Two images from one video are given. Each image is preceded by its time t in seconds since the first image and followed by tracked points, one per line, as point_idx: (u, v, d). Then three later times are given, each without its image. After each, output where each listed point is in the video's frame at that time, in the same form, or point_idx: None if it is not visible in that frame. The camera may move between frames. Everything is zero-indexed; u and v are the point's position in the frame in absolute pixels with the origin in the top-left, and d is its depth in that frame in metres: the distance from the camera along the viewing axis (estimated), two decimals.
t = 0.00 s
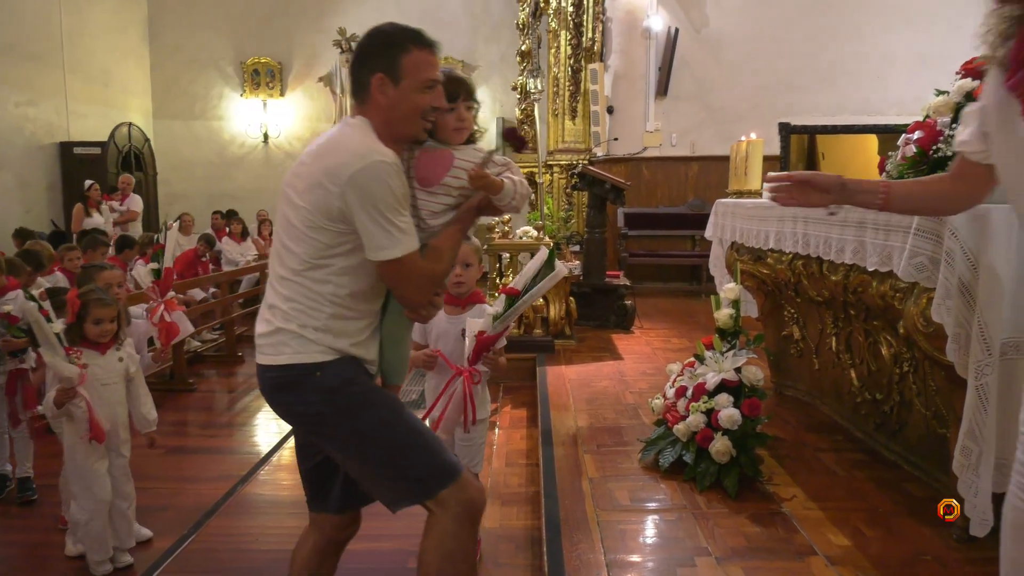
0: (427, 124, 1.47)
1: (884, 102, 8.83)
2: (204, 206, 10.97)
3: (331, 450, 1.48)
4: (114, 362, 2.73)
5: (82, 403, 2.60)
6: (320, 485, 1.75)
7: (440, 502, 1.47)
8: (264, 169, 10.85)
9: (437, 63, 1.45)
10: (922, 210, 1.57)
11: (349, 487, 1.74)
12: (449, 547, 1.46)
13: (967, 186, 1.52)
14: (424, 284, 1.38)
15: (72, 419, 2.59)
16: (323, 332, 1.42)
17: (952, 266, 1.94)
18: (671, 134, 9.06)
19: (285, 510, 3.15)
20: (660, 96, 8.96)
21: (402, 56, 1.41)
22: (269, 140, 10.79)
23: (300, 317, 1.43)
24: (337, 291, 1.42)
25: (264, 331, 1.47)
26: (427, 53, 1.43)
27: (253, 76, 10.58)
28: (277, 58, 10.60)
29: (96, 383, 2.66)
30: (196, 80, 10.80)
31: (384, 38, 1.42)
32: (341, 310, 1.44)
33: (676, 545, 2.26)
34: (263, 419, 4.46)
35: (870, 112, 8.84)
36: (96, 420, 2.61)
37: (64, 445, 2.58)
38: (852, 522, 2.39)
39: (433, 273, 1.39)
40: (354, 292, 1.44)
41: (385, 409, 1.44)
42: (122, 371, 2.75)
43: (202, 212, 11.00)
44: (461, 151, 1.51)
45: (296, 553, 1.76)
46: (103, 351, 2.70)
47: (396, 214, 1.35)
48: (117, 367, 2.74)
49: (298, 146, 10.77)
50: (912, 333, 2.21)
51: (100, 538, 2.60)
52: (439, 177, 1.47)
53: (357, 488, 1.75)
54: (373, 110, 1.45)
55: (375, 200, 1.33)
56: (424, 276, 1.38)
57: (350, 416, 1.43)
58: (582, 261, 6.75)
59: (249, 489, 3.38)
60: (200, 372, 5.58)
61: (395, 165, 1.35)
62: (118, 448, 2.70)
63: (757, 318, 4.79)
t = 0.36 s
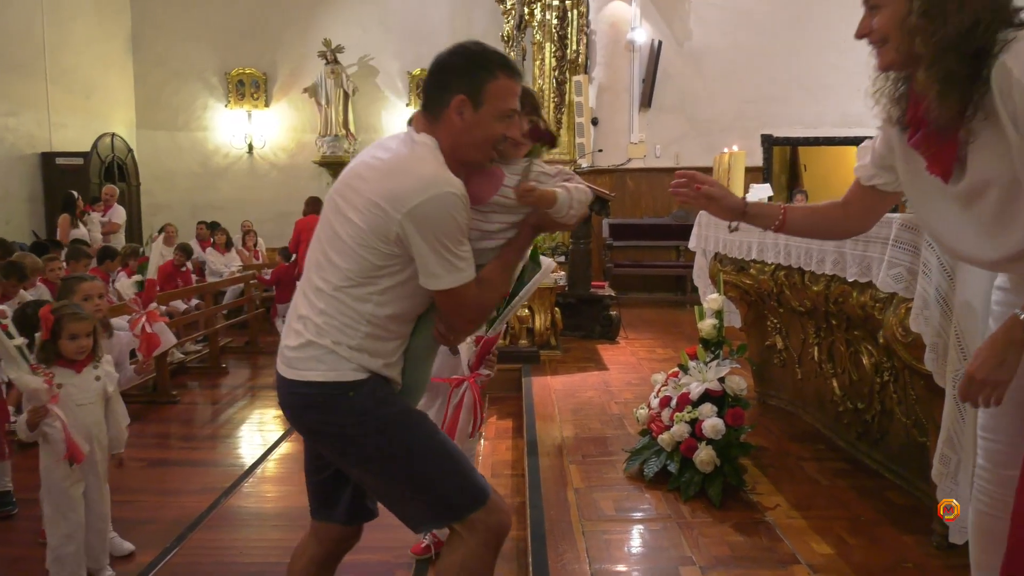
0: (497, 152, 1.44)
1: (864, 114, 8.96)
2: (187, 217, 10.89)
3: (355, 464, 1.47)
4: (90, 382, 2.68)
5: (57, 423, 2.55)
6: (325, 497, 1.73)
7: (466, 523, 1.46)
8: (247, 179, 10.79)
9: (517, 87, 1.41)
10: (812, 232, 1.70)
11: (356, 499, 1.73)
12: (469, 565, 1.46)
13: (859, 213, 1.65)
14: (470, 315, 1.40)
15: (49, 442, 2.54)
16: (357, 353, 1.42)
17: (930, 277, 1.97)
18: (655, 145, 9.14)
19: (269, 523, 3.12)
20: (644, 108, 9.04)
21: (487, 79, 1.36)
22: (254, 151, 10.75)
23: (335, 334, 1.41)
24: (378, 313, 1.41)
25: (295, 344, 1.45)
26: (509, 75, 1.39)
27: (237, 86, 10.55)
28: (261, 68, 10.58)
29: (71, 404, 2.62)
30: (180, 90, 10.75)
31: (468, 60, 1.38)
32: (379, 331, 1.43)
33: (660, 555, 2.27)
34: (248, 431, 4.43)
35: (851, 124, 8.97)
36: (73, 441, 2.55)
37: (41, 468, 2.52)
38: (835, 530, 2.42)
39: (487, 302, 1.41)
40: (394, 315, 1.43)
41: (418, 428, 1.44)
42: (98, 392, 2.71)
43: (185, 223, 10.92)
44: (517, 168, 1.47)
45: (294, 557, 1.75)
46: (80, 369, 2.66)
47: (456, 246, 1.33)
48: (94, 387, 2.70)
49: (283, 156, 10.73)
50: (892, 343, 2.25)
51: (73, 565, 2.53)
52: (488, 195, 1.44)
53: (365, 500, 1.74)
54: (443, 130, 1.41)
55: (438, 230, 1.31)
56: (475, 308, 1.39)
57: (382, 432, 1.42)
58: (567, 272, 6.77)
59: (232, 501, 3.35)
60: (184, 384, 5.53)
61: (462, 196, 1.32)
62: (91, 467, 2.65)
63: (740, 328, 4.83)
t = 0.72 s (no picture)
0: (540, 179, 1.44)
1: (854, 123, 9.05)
2: (177, 223, 10.84)
3: (369, 478, 1.47)
4: (71, 391, 2.68)
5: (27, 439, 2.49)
6: (329, 507, 1.73)
7: (479, 538, 1.47)
8: (239, 186, 10.76)
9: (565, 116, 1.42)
10: (775, 255, 1.78)
11: (361, 510, 1.72)
12: None
13: (819, 237, 1.77)
14: (513, 338, 1.40)
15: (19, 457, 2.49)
16: (379, 370, 1.42)
17: (919, 285, 2.00)
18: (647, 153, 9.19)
19: (261, 530, 3.11)
20: (635, 116, 9.08)
21: (540, 108, 1.37)
22: (245, 158, 10.73)
23: (354, 352, 1.41)
24: (401, 332, 1.41)
25: (314, 358, 1.45)
26: (560, 104, 1.39)
27: (229, 93, 10.54)
28: (253, 75, 10.57)
29: (50, 415, 2.62)
30: (171, 96, 10.73)
31: (522, 87, 1.37)
32: (399, 350, 1.43)
33: (652, 562, 2.27)
34: (239, 439, 4.41)
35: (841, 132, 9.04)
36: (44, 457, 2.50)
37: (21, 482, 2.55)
38: (827, 537, 2.42)
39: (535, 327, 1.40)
40: (418, 335, 1.43)
41: (435, 445, 1.45)
42: (79, 400, 2.70)
43: (176, 229, 10.87)
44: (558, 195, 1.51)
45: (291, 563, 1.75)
46: (59, 380, 2.65)
47: (493, 271, 1.33)
48: (75, 396, 2.69)
49: (275, 163, 10.72)
50: (882, 350, 2.26)
51: None
52: (532, 223, 1.49)
53: (368, 510, 1.74)
54: (489, 154, 1.41)
55: (475, 255, 1.31)
56: (518, 332, 1.40)
57: (399, 449, 1.43)
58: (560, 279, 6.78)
59: (223, 509, 3.33)
60: (174, 392, 5.50)
61: (501, 222, 1.32)
62: (89, 480, 2.70)
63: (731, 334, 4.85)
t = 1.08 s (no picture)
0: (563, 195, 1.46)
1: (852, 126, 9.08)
2: (174, 225, 10.83)
3: (379, 486, 1.48)
4: (90, 399, 2.61)
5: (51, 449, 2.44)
6: (334, 512, 1.73)
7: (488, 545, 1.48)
8: (236, 188, 10.75)
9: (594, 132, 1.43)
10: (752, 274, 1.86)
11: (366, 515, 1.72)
12: None
13: (794, 252, 1.79)
14: (538, 349, 1.41)
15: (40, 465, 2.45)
16: (397, 380, 1.42)
17: (916, 288, 2.00)
18: (645, 155, 9.19)
19: (258, 532, 3.10)
20: (633, 118, 9.09)
21: (573, 122, 1.37)
22: (243, 159, 10.71)
23: (371, 360, 1.41)
24: (419, 342, 1.41)
25: (330, 366, 1.44)
26: (592, 120, 1.41)
27: (227, 95, 10.53)
28: (251, 77, 10.56)
29: (68, 422, 2.54)
30: (169, 98, 10.72)
31: (557, 100, 1.38)
32: (416, 360, 1.43)
33: (650, 564, 2.27)
34: (236, 440, 4.40)
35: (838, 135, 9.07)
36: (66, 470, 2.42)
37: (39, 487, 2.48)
38: (825, 539, 2.43)
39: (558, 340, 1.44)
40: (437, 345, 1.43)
41: (446, 456, 1.45)
42: (98, 409, 2.63)
43: (173, 231, 10.86)
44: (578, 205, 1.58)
45: (294, 565, 1.75)
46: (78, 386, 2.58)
47: (521, 281, 1.34)
48: (94, 403, 2.62)
49: (273, 165, 10.71)
50: (879, 353, 2.27)
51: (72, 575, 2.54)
52: (556, 233, 1.52)
53: (373, 514, 1.74)
54: (517, 166, 1.41)
55: (502, 264, 1.31)
56: (541, 342, 1.41)
57: (408, 459, 1.43)
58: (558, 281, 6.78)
59: (220, 511, 3.32)
60: (171, 394, 5.49)
61: (530, 231, 1.33)
62: (109, 482, 2.56)
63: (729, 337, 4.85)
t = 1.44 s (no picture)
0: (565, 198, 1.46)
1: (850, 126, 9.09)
2: (174, 225, 10.83)
3: (377, 488, 1.48)
4: (158, 396, 2.46)
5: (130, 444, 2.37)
6: (333, 515, 1.73)
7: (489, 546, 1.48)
8: (235, 188, 10.75)
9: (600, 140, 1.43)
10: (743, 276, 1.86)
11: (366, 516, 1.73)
12: None
13: (789, 257, 1.79)
14: (539, 356, 1.41)
15: (116, 463, 2.38)
16: (397, 383, 1.42)
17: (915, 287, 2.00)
18: (644, 155, 9.19)
19: (257, 532, 3.10)
20: (633, 118, 9.09)
21: (581, 130, 1.37)
22: (242, 159, 10.71)
23: (372, 363, 1.41)
24: (419, 345, 1.41)
25: (331, 367, 1.43)
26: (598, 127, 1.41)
27: (226, 95, 10.53)
28: (250, 77, 10.56)
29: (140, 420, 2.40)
30: (168, 98, 10.72)
31: (566, 105, 1.37)
32: (417, 363, 1.43)
33: (649, 564, 2.27)
34: (235, 440, 4.40)
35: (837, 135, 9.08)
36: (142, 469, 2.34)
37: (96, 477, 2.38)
38: (824, 539, 2.43)
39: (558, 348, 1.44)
40: (437, 349, 1.43)
41: (447, 458, 1.45)
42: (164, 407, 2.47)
43: (172, 231, 10.85)
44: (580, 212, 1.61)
45: (295, 566, 1.76)
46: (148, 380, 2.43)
47: (521, 286, 1.34)
48: (161, 401, 2.47)
49: (272, 165, 10.71)
50: (878, 352, 2.27)
51: None
52: (557, 240, 1.55)
53: (374, 515, 1.74)
54: (522, 171, 1.41)
55: (505, 269, 1.31)
56: (543, 349, 1.41)
57: (409, 461, 1.43)
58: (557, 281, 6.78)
59: (219, 511, 3.32)
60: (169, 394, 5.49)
61: (532, 237, 1.34)
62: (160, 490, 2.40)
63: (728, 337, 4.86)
